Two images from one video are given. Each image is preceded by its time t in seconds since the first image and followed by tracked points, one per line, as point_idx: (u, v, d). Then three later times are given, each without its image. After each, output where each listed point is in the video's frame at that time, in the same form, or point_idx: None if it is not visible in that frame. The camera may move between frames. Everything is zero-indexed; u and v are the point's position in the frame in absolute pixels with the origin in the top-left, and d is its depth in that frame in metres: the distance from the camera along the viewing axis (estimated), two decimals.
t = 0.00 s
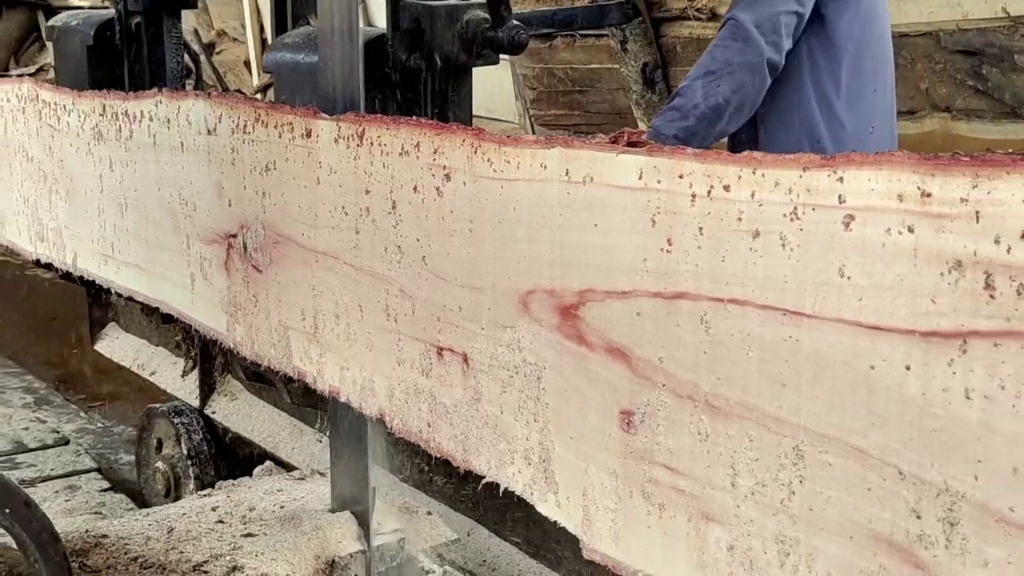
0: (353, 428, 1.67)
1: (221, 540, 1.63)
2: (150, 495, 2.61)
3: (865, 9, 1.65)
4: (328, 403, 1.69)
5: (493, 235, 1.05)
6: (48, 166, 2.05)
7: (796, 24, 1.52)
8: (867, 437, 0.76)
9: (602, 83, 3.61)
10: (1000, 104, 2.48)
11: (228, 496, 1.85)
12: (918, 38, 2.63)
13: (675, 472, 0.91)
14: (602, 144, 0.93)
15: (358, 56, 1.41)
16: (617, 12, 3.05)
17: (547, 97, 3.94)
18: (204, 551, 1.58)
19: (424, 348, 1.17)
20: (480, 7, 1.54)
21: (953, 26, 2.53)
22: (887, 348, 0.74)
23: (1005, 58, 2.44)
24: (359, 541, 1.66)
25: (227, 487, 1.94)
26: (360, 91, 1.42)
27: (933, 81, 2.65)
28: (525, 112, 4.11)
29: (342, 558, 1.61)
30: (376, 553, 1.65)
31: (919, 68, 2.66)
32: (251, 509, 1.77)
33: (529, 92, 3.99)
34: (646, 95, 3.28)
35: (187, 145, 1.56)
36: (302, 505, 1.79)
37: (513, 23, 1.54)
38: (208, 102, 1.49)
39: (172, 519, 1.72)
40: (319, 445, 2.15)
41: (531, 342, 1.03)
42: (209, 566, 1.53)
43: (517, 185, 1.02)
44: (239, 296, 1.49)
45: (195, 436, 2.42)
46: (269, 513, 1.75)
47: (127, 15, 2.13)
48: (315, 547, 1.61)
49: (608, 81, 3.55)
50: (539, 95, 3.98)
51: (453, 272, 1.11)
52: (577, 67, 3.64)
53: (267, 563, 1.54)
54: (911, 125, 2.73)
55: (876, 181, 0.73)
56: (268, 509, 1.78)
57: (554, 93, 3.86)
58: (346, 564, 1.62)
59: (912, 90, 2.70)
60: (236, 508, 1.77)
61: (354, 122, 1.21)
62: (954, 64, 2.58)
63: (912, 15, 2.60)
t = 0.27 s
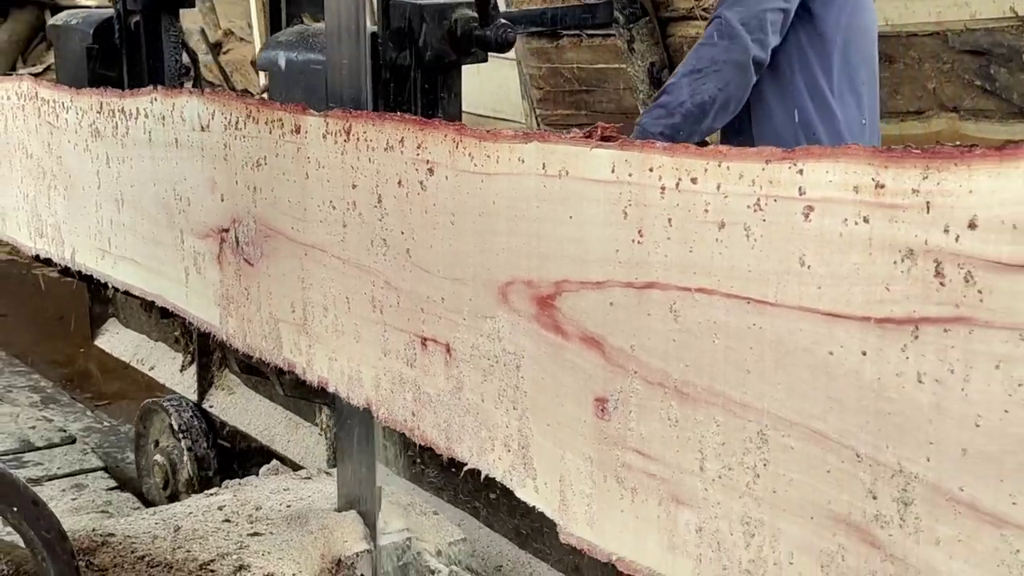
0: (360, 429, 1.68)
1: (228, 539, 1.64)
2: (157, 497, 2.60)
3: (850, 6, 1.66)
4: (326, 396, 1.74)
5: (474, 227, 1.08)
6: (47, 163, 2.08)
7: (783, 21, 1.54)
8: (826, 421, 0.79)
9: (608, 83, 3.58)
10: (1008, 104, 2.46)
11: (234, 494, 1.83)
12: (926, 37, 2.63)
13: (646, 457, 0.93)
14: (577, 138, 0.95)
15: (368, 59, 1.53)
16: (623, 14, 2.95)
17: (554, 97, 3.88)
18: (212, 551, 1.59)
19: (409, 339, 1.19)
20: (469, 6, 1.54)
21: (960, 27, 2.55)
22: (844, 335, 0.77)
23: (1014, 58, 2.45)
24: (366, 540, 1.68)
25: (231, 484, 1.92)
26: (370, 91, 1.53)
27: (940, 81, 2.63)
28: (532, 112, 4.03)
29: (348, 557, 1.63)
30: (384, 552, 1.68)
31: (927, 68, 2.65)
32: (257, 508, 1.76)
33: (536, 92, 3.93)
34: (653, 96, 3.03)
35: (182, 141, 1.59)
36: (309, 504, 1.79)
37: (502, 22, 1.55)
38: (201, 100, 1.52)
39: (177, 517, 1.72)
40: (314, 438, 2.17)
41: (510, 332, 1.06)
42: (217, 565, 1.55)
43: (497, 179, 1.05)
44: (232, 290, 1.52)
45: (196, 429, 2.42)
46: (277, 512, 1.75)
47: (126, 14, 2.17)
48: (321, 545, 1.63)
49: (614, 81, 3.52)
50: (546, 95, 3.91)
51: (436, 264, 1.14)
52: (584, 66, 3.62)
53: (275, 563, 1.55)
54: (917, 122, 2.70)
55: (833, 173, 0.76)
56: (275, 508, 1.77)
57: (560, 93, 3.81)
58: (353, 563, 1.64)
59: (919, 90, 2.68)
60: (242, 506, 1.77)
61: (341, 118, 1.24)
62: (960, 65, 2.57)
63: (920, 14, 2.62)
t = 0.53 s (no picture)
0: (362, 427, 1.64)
1: (228, 537, 1.65)
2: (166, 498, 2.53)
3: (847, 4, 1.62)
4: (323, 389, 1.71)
5: (450, 219, 1.11)
6: (40, 160, 2.11)
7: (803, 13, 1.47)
8: (781, 404, 0.82)
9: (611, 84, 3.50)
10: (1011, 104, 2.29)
11: (236, 493, 1.83)
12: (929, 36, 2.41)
13: (613, 441, 0.96)
14: (547, 132, 0.98)
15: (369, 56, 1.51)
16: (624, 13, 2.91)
17: (557, 97, 3.79)
18: (214, 551, 1.60)
19: (389, 329, 1.22)
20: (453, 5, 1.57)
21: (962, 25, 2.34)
22: (797, 320, 0.80)
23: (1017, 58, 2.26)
24: (369, 540, 1.63)
25: (232, 484, 1.91)
26: (369, 86, 1.52)
27: (943, 80, 2.41)
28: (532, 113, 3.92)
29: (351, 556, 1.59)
30: (386, 552, 1.63)
31: (929, 68, 2.43)
32: (260, 507, 1.77)
33: (539, 92, 3.81)
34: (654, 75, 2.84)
35: (171, 137, 1.62)
36: (312, 503, 1.78)
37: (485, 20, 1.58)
38: (190, 96, 1.55)
39: (180, 516, 1.74)
40: (304, 432, 2.19)
41: (484, 322, 1.09)
42: (218, 565, 1.56)
43: (471, 172, 1.07)
44: (219, 283, 1.54)
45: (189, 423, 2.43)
46: (278, 511, 1.75)
47: (120, 12, 2.18)
48: (323, 544, 1.61)
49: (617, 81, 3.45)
50: (547, 95, 3.82)
51: (414, 255, 1.17)
52: (586, 66, 3.50)
53: (274, 561, 1.56)
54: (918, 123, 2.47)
55: (787, 164, 0.79)
56: (276, 506, 1.77)
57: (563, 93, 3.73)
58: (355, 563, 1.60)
59: (922, 91, 2.45)
60: (244, 505, 1.77)
61: (323, 113, 1.27)
62: (965, 65, 2.36)
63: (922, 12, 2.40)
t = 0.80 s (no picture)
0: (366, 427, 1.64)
1: (230, 538, 1.59)
2: (170, 501, 2.50)
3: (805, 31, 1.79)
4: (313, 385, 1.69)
5: (428, 214, 1.14)
6: (35, 157, 2.14)
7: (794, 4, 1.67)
8: (740, 391, 0.85)
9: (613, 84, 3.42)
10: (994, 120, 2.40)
11: (236, 493, 1.77)
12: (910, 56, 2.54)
13: (583, 428, 0.99)
14: (519, 128, 1.01)
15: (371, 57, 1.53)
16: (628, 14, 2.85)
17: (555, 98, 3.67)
18: (217, 550, 1.55)
19: (370, 322, 1.25)
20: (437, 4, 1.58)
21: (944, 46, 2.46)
22: (754, 309, 0.83)
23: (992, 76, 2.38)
24: (369, 540, 1.62)
25: (234, 483, 1.85)
26: (373, 86, 1.54)
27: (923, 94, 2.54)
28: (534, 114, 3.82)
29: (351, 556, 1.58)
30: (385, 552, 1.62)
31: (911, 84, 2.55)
32: (260, 507, 1.71)
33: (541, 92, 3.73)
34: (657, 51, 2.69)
35: (161, 134, 1.65)
36: (314, 503, 1.73)
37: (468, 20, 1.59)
38: (179, 94, 1.57)
39: (180, 516, 1.68)
40: (294, 426, 2.22)
41: (460, 314, 1.12)
42: (219, 564, 1.51)
43: (447, 167, 1.10)
44: (208, 277, 1.57)
45: (184, 413, 2.47)
46: (280, 511, 1.69)
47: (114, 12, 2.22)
48: (325, 545, 1.59)
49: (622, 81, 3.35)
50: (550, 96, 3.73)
51: (394, 249, 1.19)
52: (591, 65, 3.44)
53: (279, 562, 1.52)
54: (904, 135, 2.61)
55: (744, 158, 0.82)
56: (278, 506, 1.71)
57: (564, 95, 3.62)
58: (355, 563, 1.58)
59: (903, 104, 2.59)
60: (245, 505, 1.71)
61: (306, 111, 1.29)
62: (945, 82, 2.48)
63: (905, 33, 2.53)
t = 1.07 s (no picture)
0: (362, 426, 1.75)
1: (228, 534, 1.75)
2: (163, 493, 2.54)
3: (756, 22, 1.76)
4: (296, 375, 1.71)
5: (403, 204, 1.16)
6: (27, 151, 2.16)
7: None
8: (697, 373, 0.87)
9: (614, 81, 3.35)
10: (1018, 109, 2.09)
11: (235, 490, 1.93)
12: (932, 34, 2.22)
13: (550, 412, 1.02)
14: (489, 119, 1.03)
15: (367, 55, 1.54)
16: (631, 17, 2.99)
17: (559, 96, 3.61)
18: (215, 547, 1.69)
19: (349, 310, 1.27)
20: None
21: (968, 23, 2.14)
22: (709, 294, 0.85)
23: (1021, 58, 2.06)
24: (367, 537, 1.73)
25: (235, 480, 2.02)
26: (371, 83, 1.56)
27: (946, 78, 2.23)
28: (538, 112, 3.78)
29: (348, 553, 1.70)
30: (385, 548, 1.72)
31: (931, 67, 2.24)
32: (259, 503, 1.86)
33: (542, 91, 3.66)
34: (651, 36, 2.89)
35: (148, 128, 1.67)
36: (310, 499, 1.88)
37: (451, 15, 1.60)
38: (165, 88, 1.60)
39: (180, 512, 1.83)
40: (283, 418, 2.24)
41: (433, 301, 1.14)
42: (218, 560, 1.66)
43: (421, 158, 1.13)
44: (194, 269, 1.60)
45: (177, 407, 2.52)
46: (277, 508, 1.85)
47: (106, 9, 2.23)
48: (321, 541, 1.72)
49: (623, 79, 3.29)
50: (552, 94, 3.64)
51: (371, 239, 1.22)
52: (590, 65, 3.36)
53: (275, 558, 1.66)
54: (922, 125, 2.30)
55: (700, 147, 0.84)
56: (276, 503, 1.86)
57: (565, 91, 3.56)
58: (353, 559, 1.71)
59: (925, 89, 2.28)
60: (243, 502, 1.87)
61: (286, 104, 1.32)
62: (971, 65, 2.16)
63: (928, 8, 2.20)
